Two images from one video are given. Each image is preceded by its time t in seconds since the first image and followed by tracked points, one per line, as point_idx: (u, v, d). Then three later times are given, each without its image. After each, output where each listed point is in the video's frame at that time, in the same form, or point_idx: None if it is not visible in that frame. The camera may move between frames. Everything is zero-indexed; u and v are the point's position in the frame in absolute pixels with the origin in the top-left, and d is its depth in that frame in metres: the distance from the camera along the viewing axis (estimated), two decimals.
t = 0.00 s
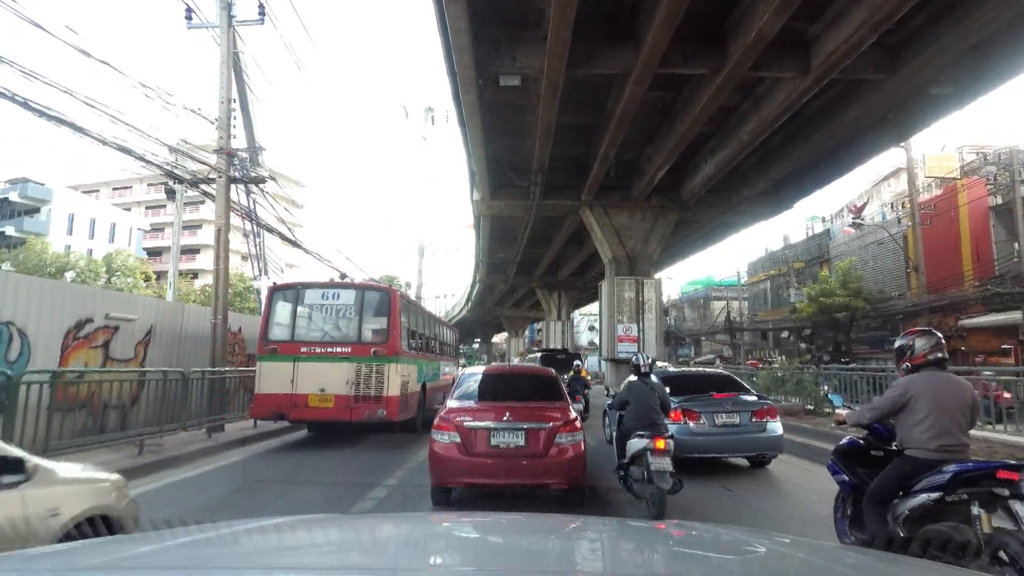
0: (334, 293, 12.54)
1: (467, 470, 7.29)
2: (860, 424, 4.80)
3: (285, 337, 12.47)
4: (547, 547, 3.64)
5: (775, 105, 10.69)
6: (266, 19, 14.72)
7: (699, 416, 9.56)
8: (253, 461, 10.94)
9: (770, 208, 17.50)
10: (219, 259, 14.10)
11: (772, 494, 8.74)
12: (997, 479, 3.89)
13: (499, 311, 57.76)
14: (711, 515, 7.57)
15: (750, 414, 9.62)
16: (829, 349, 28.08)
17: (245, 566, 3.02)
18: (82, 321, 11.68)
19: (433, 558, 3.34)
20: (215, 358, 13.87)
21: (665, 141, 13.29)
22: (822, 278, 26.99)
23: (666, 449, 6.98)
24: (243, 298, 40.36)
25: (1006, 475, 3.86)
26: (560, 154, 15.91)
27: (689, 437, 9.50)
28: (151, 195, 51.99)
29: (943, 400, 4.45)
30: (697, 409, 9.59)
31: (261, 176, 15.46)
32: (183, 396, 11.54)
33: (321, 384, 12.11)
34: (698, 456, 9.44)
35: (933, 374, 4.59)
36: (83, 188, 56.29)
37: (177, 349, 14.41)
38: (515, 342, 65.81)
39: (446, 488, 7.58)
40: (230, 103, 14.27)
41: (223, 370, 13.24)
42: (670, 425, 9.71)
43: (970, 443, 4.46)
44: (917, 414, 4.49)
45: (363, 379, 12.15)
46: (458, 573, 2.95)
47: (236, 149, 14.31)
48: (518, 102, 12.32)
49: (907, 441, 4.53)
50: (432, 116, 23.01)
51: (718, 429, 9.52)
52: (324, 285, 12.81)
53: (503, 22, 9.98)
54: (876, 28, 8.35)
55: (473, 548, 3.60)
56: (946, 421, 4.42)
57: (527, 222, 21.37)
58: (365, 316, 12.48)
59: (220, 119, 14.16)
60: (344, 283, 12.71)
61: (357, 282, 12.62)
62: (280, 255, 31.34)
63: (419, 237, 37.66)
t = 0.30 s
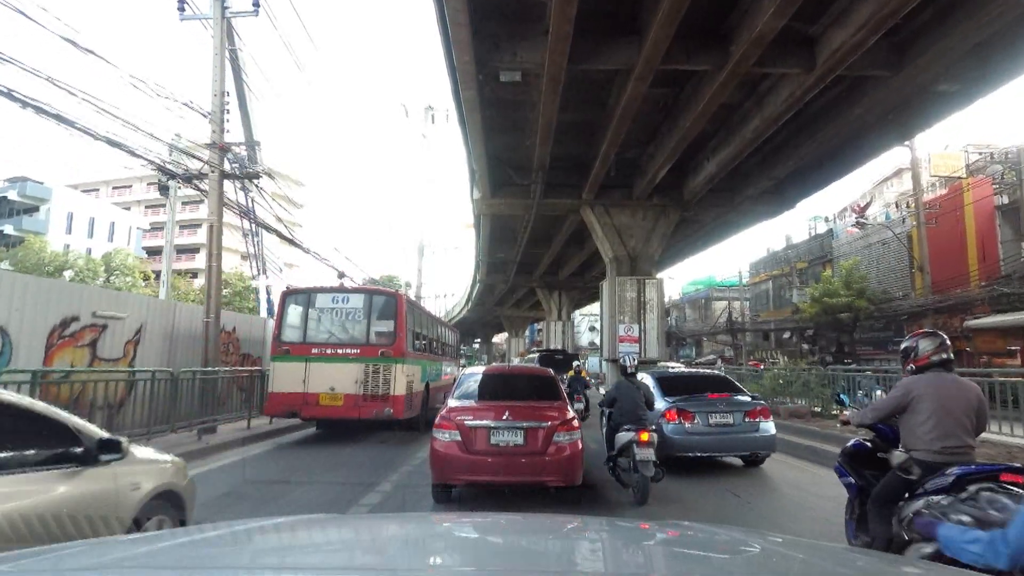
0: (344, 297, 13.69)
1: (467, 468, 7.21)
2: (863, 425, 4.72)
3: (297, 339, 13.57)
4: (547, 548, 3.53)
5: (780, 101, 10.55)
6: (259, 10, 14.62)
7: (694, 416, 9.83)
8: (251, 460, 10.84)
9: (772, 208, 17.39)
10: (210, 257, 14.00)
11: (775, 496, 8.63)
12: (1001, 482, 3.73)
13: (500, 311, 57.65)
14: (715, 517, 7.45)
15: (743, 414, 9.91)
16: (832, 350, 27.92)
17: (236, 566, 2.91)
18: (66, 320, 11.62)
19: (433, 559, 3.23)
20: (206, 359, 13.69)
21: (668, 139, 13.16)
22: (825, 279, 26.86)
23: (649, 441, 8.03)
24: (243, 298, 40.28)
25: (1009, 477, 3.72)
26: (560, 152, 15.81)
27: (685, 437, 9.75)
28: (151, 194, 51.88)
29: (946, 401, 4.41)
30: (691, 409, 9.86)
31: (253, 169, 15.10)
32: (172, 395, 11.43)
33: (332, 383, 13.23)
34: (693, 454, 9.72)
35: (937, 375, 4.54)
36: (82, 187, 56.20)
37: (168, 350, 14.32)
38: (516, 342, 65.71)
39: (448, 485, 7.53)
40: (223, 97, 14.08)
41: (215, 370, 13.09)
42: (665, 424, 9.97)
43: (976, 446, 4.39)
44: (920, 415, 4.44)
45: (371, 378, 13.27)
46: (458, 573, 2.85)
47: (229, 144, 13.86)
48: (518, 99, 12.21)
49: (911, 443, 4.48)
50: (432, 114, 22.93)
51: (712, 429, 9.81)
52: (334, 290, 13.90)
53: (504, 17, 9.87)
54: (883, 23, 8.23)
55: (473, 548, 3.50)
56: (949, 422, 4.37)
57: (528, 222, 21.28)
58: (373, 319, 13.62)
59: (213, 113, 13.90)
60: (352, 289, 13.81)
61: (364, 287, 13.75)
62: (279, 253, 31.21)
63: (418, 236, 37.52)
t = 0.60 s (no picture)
0: (352, 300, 14.24)
1: (468, 464, 7.53)
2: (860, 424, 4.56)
3: (307, 340, 14.13)
4: (550, 547, 3.44)
5: (783, 96, 10.43)
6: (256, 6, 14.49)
7: (689, 414, 9.86)
8: (249, 460, 10.73)
9: (775, 205, 17.28)
10: (201, 254, 13.83)
11: (779, 496, 8.52)
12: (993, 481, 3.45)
13: (500, 310, 57.54)
14: (719, 518, 7.34)
15: (737, 412, 9.95)
16: (835, 348, 27.79)
17: (235, 565, 2.84)
18: (52, 319, 11.51)
19: (433, 558, 3.14)
20: (196, 360, 13.51)
21: (669, 136, 13.04)
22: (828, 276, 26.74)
23: (638, 434, 8.68)
24: (242, 298, 40.19)
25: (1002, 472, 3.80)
26: (561, 150, 15.69)
27: (681, 435, 9.78)
28: (149, 194, 51.71)
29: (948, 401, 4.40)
30: (687, 407, 9.90)
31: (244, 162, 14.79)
32: (161, 396, 11.29)
33: (341, 382, 13.79)
34: (688, 452, 9.75)
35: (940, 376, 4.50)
36: (80, 187, 56.08)
37: (157, 349, 14.19)
38: (516, 342, 65.60)
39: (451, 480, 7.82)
40: (215, 90, 13.88)
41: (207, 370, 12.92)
42: (661, 423, 10.00)
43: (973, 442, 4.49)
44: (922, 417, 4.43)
45: (378, 377, 13.83)
46: (458, 574, 2.77)
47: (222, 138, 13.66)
48: (519, 95, 12.12)
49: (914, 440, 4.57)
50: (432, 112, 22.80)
51: (707, 426, 9.85)
52: (342, 293, 14.44)
53: (504, 11, 9.77)
54: (889, 16, 8.12)
55: (473, 548, 3.40)
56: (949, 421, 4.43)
57: (528, 220, 21.19)
58: (379, 321, 14.15)
59: (205, 106, 13.72)
60: (360, 292, 14.38)
61: (370, 290, 14.26)
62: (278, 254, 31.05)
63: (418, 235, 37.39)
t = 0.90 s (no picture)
0: (359, 303, 14.86)
1: (469, 460, 8.05)
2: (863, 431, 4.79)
3: (316, 341, 14.66)
4: (552, 548, 3.34)
5: (787, 92, 10.32)
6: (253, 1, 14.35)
7: (684, 413, 9.80)
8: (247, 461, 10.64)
9: (778, 203, 17.13)
10: (193, 251, 13.62)
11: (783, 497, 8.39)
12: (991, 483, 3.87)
13: (501, 310, 57.41)
14: (722, 519, 7.22)
15: (731, 411, 9.86)
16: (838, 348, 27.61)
17: (230, 566, 2.75)
18: (36, 318, 11.38)
19: (433, 559, 3.04)
20: (187, 360, 13.28)
21: (671, 133, 12.94)
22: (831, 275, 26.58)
23: (632, 431, 8.80)
24: (242, 297, 40.09)
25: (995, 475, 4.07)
26: (561, 147, 15.56)
27: (676, 433, 9.71)
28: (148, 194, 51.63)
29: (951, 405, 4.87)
30: (681, 406, 9.83)
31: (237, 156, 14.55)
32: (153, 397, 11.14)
33: (349, 382, 14.35)
34: (683, 450, 9.68)
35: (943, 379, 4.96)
36: (79, 187, 56.03)
37: (146, 348, 14.13)
38: (517, 342, 65.47)
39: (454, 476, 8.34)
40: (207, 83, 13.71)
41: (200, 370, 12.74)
42: (656, 421, 9.90)
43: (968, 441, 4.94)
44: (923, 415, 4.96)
45: (385, 377, 14.40)
46: (457, 574, 2.68)
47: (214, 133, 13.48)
48: (519, 92, 12.00)
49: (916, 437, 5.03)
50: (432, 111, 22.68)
51: (701, 425, 9.79)
52: (350, 297, 15.01)
53: (504, 4, 9.64)
54: (897, 9, 7.98)
55: (474, 548, 3.30)
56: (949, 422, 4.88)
57: (528, 219, 21.05)
58: (386, 323, 14.75)
59: (197, 100, 13.54)
60: (366, 295, 14.91)
61: (377, 294, 14.87)
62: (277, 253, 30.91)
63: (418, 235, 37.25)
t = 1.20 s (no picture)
0: (366, 305, 15.51)
1: (469, 456, 8.25)
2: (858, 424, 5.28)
3: (326, 341, 15.38)
4: (555, 548, 3.25)
5: (792, 88, 10.20)
6: None
7: (678, 411, 9.76)
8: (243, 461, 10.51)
9: (781, 201, 17.00)
10: (183, 248, 13.35)
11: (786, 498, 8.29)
12: (968, 471, 4.01)
13: (501, 309, 57.28)
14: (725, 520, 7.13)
15: (724, 410, 9.79)
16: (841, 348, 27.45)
17: (224, 566, 2.68)
18: (20, 315, 11.21)
19: (433, 558, 2.97)
20: (178, 360, 13.05)
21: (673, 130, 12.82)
22: (834, 274, 26.43)
23: (628, 429, 8.78)
24: (241, 297, 39.99)
25: (976, 467, 4.01)
26: (562, 144, 15.42)
27: (669, 431, 9.67)
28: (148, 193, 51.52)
29: (928, 398, 4.97)
30: (674, 404, 9.79)
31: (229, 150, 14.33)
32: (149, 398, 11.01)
33: (357, 380, 15.00)
34: (676, 447, 9.66)
35: (920, 372, 5.07)
36: (78, 186, 55.94)
37: (137, 347, 14.06)
38: (517, 341, 65.36)
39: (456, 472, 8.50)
40: (199, 75, 13.55)
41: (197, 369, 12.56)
42: (650, 419, 9.86)
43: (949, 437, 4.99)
44: (903, 412, 5.06)
45: (391, 376, 15.05)
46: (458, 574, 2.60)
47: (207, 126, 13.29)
48: (519, 88, 11.89)
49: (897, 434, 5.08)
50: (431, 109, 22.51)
51: (695, 423, 9.73)
52: (357, 299, 15.66)
53: None
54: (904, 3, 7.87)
55: (474, 548, 3.22)
56: (929, 417, 4.95)
57: (528, 217, 20.93)
58: (392, 324, 15.42)
59: (189, 92, 13.39)
60: (372, 298, 15.57)
61: (382, 297, 15.55)
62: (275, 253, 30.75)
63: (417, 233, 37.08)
